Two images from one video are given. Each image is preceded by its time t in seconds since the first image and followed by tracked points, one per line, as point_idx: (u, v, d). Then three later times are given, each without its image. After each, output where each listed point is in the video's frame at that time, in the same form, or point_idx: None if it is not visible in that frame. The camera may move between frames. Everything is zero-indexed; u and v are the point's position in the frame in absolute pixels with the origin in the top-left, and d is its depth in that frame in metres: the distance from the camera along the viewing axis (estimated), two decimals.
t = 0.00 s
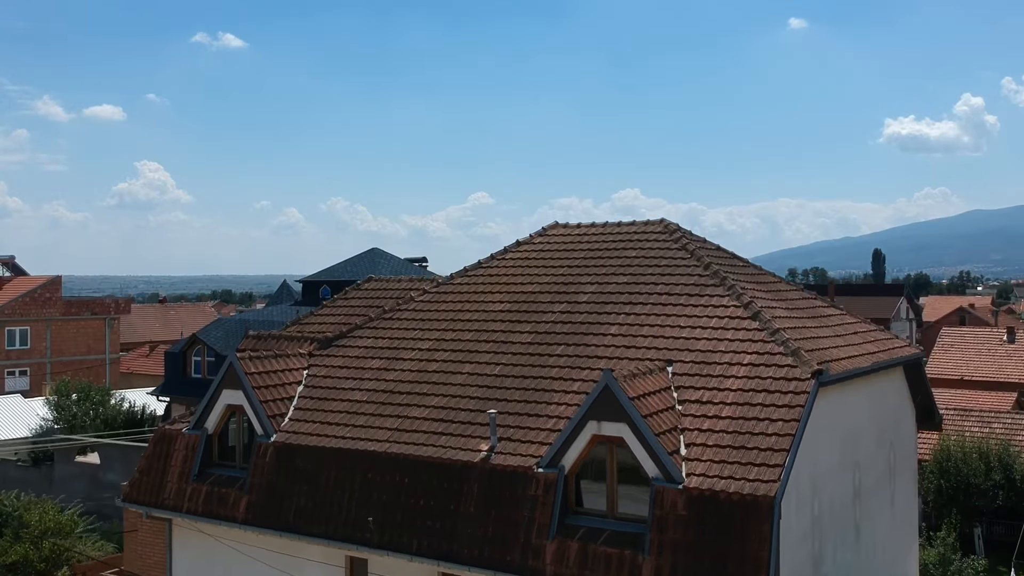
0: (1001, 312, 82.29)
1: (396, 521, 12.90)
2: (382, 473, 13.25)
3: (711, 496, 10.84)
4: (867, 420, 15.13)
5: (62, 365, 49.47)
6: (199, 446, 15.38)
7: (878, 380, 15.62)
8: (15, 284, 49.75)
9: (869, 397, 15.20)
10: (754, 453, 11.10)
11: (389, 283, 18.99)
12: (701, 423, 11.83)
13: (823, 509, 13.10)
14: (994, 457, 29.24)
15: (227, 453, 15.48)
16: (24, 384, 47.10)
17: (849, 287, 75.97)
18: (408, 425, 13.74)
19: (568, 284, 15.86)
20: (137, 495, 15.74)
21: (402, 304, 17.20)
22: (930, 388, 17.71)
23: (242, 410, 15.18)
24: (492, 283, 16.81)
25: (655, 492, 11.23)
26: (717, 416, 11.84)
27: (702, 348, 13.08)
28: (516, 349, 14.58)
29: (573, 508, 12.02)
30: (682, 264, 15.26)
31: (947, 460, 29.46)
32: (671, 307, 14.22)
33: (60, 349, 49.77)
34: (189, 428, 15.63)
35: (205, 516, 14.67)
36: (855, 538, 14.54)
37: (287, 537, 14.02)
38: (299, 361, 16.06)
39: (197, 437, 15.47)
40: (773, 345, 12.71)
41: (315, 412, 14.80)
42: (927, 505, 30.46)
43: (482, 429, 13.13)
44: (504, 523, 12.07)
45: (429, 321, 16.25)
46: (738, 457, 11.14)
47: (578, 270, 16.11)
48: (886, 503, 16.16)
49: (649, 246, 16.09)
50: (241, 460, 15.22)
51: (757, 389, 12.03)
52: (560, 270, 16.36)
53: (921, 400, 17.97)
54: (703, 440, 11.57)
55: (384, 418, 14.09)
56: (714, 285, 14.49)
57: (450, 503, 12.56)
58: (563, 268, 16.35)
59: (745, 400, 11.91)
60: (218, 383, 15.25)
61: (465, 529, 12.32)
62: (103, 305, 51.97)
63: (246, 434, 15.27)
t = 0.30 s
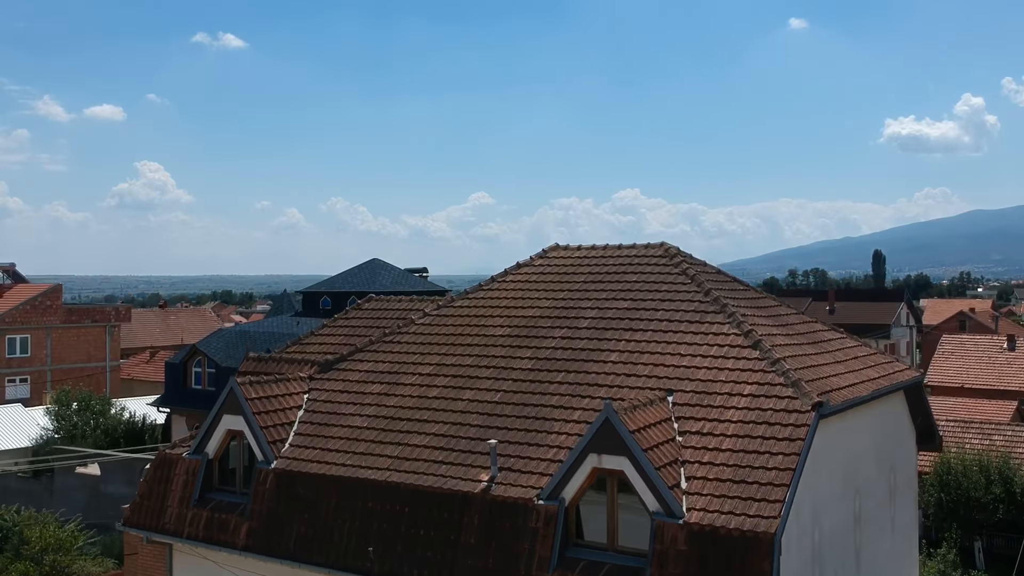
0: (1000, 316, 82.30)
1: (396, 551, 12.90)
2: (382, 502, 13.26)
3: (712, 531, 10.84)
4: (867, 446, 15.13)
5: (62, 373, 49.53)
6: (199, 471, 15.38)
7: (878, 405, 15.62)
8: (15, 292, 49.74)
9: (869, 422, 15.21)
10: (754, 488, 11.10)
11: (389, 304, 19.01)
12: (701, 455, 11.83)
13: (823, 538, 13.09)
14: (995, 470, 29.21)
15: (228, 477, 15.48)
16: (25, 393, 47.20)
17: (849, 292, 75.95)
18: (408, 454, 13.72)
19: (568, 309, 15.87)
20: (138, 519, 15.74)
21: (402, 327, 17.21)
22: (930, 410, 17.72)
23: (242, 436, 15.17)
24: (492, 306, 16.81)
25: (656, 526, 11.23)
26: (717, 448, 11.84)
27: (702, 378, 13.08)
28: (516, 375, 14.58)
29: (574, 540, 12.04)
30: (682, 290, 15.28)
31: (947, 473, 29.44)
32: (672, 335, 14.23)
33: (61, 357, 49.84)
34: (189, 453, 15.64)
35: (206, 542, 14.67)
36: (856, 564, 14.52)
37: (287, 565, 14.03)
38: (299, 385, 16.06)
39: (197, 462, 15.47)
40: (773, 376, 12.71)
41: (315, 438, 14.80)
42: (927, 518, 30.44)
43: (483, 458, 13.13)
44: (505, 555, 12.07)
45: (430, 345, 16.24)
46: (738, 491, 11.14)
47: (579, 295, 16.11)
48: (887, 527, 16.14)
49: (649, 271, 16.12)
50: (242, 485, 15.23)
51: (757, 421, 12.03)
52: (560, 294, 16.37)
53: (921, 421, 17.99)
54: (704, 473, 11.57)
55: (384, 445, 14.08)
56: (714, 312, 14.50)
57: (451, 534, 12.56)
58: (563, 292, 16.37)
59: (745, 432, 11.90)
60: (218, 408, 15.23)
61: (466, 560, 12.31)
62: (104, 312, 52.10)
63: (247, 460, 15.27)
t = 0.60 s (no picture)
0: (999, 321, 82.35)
1: None
2: (384, 531, 13.26)
3: (714, 566, 10.82)
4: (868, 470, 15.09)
5: (63, 381, 49.56)
6: (200, 496, 15.39)
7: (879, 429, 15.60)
8: (15, 300, 49.71)
9: (870, 446, 15.17)
10: (756, 522, 11.08)
11: (390, 325, 19.02)
12: (703, 487, 11.82)
13: (824, 567, 13.04)
14: (995, 483, 29.21)
15: (229, 502, 15.50)
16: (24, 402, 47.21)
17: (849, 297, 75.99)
18: (409, 481, 13.71)
19: (569, 333, 15.88)
20: (139, 543, 15.76)
21: (404, 350, 17.22)
22: (930, 430, 17.70)
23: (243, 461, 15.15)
24: (493, 329, 16.82)
25: (658, 560, 11.19)
26: (719, 480, 11.83)
27: (704, 407, 13.09)
28: (517, 402, 14.58)
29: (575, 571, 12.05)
30: (683, 316, 15.30)
31: (948, 486, 29.44)
32: (673, 362, 14.25)
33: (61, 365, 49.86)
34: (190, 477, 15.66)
35: (207, 567, 14.68)
36: None
37: None
38: (301, 409, 16.07)
39: (199, 487, 15.48)
40: (774, 406, 12.71)
41: (317, 464, 14.79)
42: (928, 531, 30.43)
43: (485, 487, 13.12)
44: None
45: (431, 369, 16.25)
46: (739, 525, 11.13)
47: (580, 319, 16.14)
48: (887, 550, 16.10)
49: (651, 296, 16.16)
50: (244, 510, 15.25)
51: (759, 452, 12.03)
52: (561, 318, 16.39)
53: (921, 441, 17.96)
54: (705, 506, 11.56)
55: (385, 472, 14.07)
56: (716, 339, 14.52)
57: (452, 565, 12.56)
58: (565, 317, 16.39)
59: (747, 464, 11.90)
60: (219, 433, 15.22)
61: None
62: (104, 320, 52.16)
63: (248, 484, 15.26)
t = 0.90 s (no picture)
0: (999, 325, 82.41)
1: None
2: (385, 561, 13.26)
3: None
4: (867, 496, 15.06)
5: (63, 389, 49.57)
6: (202, 522, 15.42)
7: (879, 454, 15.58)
8: (16, 308, 49.76)
9: (869, 472, 15.14)
10: (757, 558, 11.07)
11: (392, 347, 19.04)
12: (705, 521, 11.82)
13: None
14: (996, 496, 29.23)
15: (230, 528, 15.52)
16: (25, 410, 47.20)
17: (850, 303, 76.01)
18: (411, 510, 13.70)
19: (571, 359, 15.90)
20: (142, 568, 15.81)
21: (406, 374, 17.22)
22: (930, 452, 17.69)
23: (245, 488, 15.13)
24: (495, 354, 16.83)
25: None
26: (720, 514, 11.83)
27: (706, 438, 13.10)
28: (519, 430, 14.58)
29: None
30: (685, 343, 15.32)
31: (948, 500, 29.42)
32: (675, 391, 14.26)
33: (62, 373, 49.88)
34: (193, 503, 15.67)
35: None
36: None
37: None
38: (302, 434, 16.07)
39: (200, 513, 15.49)
40: (776, 438, 12.72)
41: (318, 491, 14.79)
42: (928, 544, 30.41)
43: (486, 518, 13.11)
44: None
45: (432, 394, 16.25)
46: (741, 561, 11.12)
47: (582, 346, 16.16)
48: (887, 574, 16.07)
49: (653, 322, 16.18)
50: (246, 537, 15.26)
51: (760, 485, 12.03)
52: (563, 344, 16.41)
53: (921, 463, 17.95)
54: (707, 540, 11.56)
55: (387, 501, 14.07)
56: (718, 367, 14.53)
57: None
58: (566, 342, 16.41)
59: (749, 497, 11.90)
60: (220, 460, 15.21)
61: None
62: (105, 328, 52.20)
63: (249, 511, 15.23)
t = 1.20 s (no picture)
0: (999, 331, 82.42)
1: None
2: None
3: None
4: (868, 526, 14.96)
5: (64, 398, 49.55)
6: (203, 551, 15.37)
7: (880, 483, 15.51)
8: (17, 317, 49.81)
9: (870, 501, 15.05)
10: None
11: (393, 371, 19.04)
12: (707, 558, 11.79)
13: None
14: (997, 512, 29.21)
15: (232, 556, 15.50)
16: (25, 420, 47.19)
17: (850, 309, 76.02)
18: (412, 542, 13.67)
19: (572, 388, 15.90)
20: None
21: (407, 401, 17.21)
22: (931, 477, 17.65)
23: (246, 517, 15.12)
24: (497, 381, 16.83)
25: None
26: (722, 551, 11.80)
27: (707, 472, 13.10)
28: (520, 460, 14.58)
29: None
30: (686, 373, 15.33)
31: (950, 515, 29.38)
32: (676, 422, 14.26)
33: (63, 382, 49.89)
34: (194, 531, 15.66)
35: None
36: None
37: None
38: (303, 462, 16.06)
39: (202, 541, 15.45)
40: (778, 472, 12.71)
41: (319, 521, 14.76)
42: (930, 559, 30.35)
43: (488, 551, 13.09)
44: None
45: (434, 422, 16.25)
46: None
47: (583, 374, 16.16)
48: None
49: (654, 350, 16.20)
50: (248, 565, 15.26)
51: (763, 521, 12.02)
52: (564, 371, 16.41)
53: (921, 488, 17.91)
54: None
55: (388, 532, 14.04)
56: (719, 398, 14.54)
57: None
58: (568, 370, 16.42)
59: (751, 534, 11.89)
60: (220, 490, 15.12)
61: None
62: (106, 337, 52.22)
63: (250, 540, 15.20)
